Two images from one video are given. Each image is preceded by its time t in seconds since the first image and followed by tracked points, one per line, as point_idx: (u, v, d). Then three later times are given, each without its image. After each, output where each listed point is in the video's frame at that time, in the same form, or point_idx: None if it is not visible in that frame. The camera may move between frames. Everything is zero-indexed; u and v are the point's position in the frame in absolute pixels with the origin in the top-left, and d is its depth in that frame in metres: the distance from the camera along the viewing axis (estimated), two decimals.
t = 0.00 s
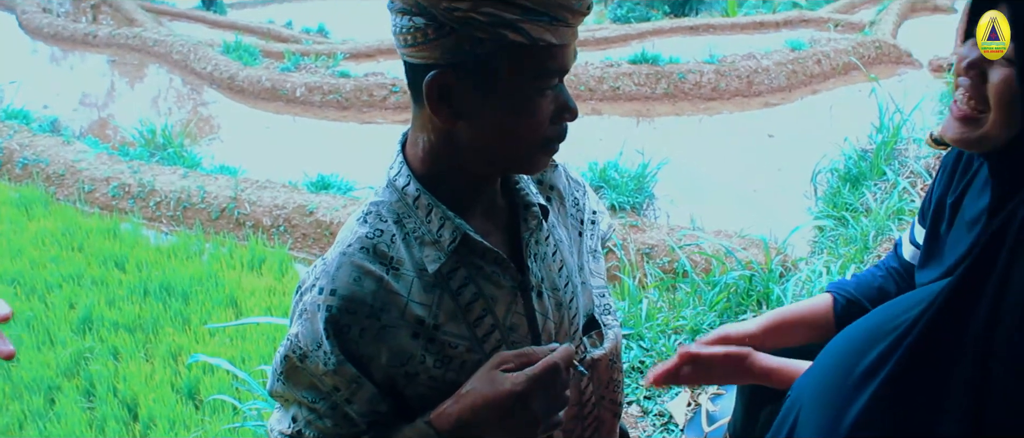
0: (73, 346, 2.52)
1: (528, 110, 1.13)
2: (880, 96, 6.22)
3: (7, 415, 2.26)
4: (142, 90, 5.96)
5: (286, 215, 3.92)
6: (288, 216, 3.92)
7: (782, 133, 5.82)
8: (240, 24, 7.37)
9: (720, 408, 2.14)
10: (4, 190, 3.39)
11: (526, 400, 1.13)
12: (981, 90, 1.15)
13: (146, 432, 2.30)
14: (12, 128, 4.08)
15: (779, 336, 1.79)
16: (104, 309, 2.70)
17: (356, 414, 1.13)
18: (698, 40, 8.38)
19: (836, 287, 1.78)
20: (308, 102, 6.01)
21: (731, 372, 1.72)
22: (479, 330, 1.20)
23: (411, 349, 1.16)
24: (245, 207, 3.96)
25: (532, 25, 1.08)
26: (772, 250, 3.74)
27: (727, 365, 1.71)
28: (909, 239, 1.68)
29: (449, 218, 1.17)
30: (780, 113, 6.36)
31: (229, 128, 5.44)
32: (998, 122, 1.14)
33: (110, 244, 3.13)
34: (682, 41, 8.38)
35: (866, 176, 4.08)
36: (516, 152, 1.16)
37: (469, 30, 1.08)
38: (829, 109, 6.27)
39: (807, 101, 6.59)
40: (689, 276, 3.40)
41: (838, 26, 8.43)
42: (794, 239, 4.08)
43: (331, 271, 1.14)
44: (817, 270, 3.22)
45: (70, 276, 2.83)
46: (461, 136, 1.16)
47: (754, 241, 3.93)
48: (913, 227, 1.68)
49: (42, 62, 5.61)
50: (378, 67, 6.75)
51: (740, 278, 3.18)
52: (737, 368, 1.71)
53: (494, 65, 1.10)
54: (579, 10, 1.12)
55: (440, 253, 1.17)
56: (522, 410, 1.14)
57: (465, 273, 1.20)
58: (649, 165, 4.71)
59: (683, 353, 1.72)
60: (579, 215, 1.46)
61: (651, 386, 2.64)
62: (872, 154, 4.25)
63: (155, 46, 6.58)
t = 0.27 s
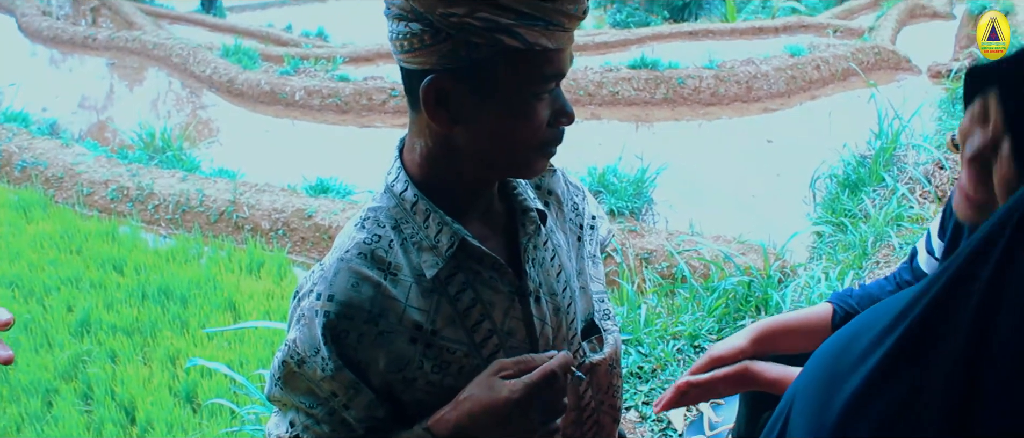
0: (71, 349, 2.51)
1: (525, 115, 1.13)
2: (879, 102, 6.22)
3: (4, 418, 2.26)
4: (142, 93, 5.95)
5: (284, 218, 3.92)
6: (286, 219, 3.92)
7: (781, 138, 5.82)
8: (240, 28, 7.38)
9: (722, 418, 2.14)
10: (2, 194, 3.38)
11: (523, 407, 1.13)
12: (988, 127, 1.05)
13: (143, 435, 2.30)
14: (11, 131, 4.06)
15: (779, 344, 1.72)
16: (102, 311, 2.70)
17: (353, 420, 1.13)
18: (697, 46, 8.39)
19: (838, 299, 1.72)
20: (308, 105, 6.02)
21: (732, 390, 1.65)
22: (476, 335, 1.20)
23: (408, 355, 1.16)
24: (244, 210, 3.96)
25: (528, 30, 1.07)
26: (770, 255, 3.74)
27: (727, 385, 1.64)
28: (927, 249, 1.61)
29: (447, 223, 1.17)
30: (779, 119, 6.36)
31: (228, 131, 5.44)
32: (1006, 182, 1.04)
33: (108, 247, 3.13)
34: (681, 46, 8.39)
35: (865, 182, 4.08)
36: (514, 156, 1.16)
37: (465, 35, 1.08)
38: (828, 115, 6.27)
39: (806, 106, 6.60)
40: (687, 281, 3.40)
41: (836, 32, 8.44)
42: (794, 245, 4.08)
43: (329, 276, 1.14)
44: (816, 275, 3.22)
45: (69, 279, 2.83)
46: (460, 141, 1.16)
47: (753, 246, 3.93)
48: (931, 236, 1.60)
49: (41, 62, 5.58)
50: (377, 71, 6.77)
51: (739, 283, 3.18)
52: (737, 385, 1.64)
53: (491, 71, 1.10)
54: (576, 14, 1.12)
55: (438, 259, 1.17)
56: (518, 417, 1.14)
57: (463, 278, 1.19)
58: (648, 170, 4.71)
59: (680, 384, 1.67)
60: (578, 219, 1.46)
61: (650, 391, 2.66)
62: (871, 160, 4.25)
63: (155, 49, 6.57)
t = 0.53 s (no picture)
0: (71, 350, 2.50)
1: (527, 119, 1.13)
2: (880, 105, 6.23)
3: (4, 418, 2.25)
4: (142, 95, 5.95)
5: (284, 219, 3.93)
6: (286, 221, 3.93)
7: (781, 141, 5.83)
8: (240, 29, 7.39)
9: (723, 421, 2.14)
10: (2, 195, 3.37)
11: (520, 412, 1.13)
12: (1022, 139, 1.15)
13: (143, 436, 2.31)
14: (11, 133, 4.04)
15: (779, 352, 1.81)
16: (102, 313, 2.69)
17: (351, 421, 1.13)
18: (697, 48, 8.40)
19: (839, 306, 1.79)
20: (308, 107, 6.04)
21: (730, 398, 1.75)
22: (476, 337, 1.21)
23: (408, 356, 1.16)
24: (244, 211, 3.96)
25: (530, 36, 1.08)
26: (770, 258, 3.75)
27: (726, 394, 1.74)
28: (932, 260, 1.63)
29: (448, 226, 1.17)
30: (779, 121, 6.37)
31: (228, 133, 5.44)
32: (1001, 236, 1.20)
33: (108, 248, 3.12)
34: (681, 48, 8.40)
35: (865, 185, 4.08)
36: (514, 160, 1.16)
37: (467, 39, 1.08)
38: (828, 117, 6.28)
39: (806, 109, 6.60)
40: (688, 284, 3.40)
41: (837, 35, 8.45)
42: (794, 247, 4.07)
43: (329, 277, 1.14)
44: (816, 278, 3.22)
45: (69, 280, 2.82)
46: (461, 143, 1.16)
47: (753, 249, 3.93)
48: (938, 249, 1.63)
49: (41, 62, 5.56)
50: (378, 73, 6.80)
51: (739, 287, 3.18)
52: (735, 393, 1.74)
53: (492, 75, 1.10)
54: (579, 22, 1.12)
55: (439, 260, 1.17)
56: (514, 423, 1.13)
57: (464, 280, 1.19)
58: (648, 172, 4.72)
59: (680, 395, 1.77)
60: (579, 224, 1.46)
61: (651, 394, 2.65)
62: (871, 163, 4.25)
63: (155, 50, 6.57)
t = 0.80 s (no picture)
0: (75, 349, 2.50)
1: (533, 122, 1.14)
2: (885, 107, 6.22)
3: (10, 417, 2.28)
4: (147, 94, 5.94)
5: (288, 219, 3.97)
6: (290, 220, 3.98)
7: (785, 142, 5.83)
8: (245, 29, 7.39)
9: (728, 423, 2.14)
10: (6, 192, 3.32)
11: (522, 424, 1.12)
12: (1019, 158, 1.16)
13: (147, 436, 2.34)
14: (16, 131, 3.89)
15: (787, 352, 1.82)
16: (106, 312, 2.68)
17: (356, 422, 1.14)
18: (702, 50, 8.40)
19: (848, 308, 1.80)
20: (312, 107, 6.09)
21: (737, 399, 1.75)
22: (482, 339, 1.21)
23: (413, 357, 1.17)
24: (249, 212, 3.95)
25: (538, 39, 1.09)
26: (775, 260, 3.75)
27: (733, 396, 1.74)
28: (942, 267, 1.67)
29: (454, 227, 1.19)
30: (784, 123, 6.37)
31: (233, 133, 5.44)
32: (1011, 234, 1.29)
33: (112, 248, 3.12)
34: (686, 50, 8.40)
35: (870, 188, 4.08)
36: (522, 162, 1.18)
37: (474, 41, 1.10)
38: (833, 119, 6.27)
39: (811, 110, 6.60)
40: (692, 285, 3.40)
41: (842, 37, 8.45)
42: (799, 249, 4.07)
43: (335, 277, 1.15)
44: (821, 280, 3.22)
45: (74, 279, 2.82)
46: (467, 146, 1.17)
47: (757, 250, 3.94)
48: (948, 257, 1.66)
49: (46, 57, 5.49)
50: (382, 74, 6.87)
51: (744, 288, 3.18)
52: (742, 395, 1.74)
53: (499, 77, 1.12)
54: (588, 26, 1.14)
55: (445, 261, 1.18)
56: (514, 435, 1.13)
57: (470, 281, 1.21)
58: (652, 173, 4.71)
59: (687, 398, 1.77)
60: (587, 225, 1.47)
61: (655, 395, 2.65)
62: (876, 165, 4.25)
63: (160, 50, 6.57)
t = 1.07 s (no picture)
0: (81, 349, 2.50)
1: (538, 127, 1.15)
2: (890, 108, 6.22)
3: (16, 417, 2.29)
4: (152, 95, 5.95)
5: (294, 220, 3.99)
6: (296, 221, 4.00)
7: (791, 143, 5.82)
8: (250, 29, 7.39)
9: (733, 424, 2.15)
10: (12, 193, 3.29)
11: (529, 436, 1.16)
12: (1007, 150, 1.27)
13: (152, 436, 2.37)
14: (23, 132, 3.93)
15: (795, 356, 1.81)
16: (112, 313, 2.68)
17: (362, 423, 1.16)
18: (707, 50, 8.39)
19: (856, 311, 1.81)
20: (317, 108, 6.15)
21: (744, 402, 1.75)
22: (486, 343, 1.22)
23: (418, 359, 1.19)
24: (253, 212, 3.94)
25: (546, 46, 1.10)
26: (780, 261, 3.75)
27: (741, 400, 1.74)
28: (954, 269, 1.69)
29: (460, 231, 1.18)
30: (789, 123, 6.37)
31: (238, 133, 5.45)
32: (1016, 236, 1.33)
33: (118, 249, 3.12)
34: (691, 50, 8.40)
35: (875, 188, 4.08)
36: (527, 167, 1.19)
37: (482, 47, 1.10)
38: (839, 119, 6.26)
39: (816, 111, 6.60)
40: (698, 287, 3.40)
41: (847, 37, 8.44)
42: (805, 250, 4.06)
43: (341, 279, 1.15)
44: (827, 281, 3.21)
45: (80, 280, 2.82)
46: (473, 150, 1.18)
47: (762, 251, 3.94)
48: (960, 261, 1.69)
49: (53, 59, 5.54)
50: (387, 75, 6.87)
51: (750, 290, 3.17)
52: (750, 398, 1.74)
53: (506, 81, 1.12)
54: (596, 31, 1.14)
55: (450, 266, 1.18)
56: None
57: (474, 286, 1.21)
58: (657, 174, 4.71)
59: (694, 403, 1.76)
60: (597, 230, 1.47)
61: (660, 397, 2.66)
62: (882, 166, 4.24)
63: (165, 51, 6.57)
